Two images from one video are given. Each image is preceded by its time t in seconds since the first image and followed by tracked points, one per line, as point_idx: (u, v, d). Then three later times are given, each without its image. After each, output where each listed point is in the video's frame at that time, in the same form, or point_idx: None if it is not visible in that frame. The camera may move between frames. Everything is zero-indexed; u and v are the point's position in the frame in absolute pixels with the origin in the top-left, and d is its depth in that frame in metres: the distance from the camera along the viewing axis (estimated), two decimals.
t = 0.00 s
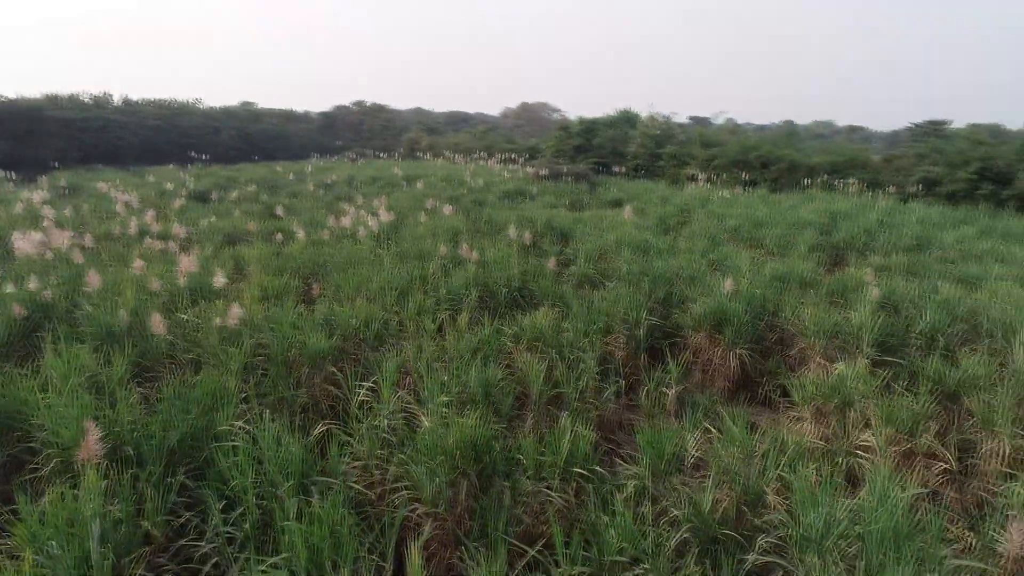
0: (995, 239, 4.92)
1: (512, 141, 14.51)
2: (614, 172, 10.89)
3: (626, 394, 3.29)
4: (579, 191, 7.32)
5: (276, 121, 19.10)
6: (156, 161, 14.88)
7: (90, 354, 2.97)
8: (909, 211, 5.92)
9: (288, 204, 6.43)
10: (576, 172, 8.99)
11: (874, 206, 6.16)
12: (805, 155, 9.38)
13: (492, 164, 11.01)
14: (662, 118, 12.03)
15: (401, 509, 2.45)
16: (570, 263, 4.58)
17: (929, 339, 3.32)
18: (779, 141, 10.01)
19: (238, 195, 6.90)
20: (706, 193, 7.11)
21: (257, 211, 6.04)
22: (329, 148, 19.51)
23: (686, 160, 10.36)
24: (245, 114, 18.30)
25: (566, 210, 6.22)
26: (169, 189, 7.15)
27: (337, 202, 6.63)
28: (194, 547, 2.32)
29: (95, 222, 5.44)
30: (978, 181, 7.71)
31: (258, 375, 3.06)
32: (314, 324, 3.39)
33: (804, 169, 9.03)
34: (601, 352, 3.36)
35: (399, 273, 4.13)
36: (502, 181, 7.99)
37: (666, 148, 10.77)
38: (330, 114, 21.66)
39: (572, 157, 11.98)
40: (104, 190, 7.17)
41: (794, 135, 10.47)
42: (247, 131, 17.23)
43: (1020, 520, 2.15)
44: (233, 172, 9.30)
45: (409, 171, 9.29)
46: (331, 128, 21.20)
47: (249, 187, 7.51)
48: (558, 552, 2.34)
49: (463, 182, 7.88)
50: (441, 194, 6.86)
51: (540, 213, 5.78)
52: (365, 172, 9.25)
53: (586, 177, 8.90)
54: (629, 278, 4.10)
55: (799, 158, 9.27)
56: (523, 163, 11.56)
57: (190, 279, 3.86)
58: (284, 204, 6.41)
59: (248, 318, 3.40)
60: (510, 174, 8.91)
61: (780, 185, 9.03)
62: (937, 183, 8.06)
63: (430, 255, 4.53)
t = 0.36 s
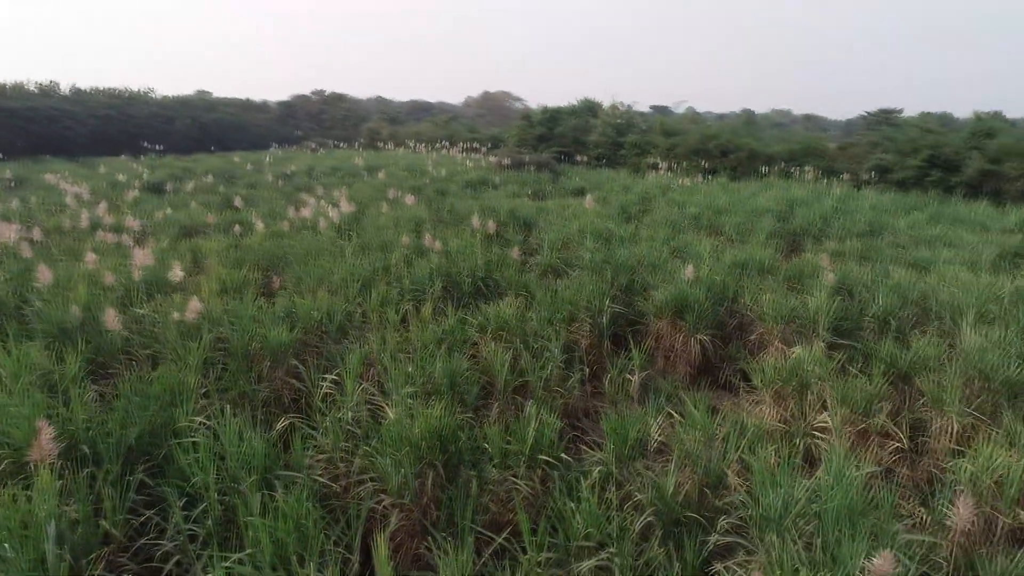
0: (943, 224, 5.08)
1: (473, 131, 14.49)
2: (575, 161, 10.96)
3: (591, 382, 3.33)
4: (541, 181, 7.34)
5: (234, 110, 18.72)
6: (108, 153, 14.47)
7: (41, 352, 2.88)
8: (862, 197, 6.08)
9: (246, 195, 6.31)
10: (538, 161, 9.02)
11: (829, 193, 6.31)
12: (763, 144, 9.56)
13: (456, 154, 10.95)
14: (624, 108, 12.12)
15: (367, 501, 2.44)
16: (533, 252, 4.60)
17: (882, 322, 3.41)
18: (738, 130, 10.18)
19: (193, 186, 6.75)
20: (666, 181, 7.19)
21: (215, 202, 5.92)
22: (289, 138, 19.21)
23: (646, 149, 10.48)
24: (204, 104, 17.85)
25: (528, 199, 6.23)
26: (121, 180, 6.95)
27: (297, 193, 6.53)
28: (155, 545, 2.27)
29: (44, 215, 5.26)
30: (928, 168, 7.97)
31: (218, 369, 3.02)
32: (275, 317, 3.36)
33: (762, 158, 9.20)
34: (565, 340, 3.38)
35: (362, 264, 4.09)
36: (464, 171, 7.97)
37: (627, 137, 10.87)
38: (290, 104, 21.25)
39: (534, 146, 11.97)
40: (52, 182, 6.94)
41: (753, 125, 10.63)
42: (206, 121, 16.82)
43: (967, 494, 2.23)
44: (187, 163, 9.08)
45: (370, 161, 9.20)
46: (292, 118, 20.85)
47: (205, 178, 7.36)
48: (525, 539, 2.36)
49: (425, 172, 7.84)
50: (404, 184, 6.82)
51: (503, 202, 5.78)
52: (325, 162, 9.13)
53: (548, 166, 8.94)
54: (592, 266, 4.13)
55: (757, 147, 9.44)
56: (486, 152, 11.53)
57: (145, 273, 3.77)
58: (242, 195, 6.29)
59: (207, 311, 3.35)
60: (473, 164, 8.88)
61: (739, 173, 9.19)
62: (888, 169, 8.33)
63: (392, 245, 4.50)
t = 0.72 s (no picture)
0: (897, 201, 5.21)
1: (435, 112, 14.36)
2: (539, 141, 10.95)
3: (557, 362, 3.35)
4: (505, 161, 7.32)
5: (190, 91, 18.22)
6: (58, 136, 14.02)
7: None
8: (819, 176, 6.21)
9: (203, 178, 6.17)
10: (502, 142, 9.00)
11: (788, 172, 6.42)
12: (724, 123, 9.66)
13: (420, 135, 10.82)
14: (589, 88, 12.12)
15: (334, 485, 2.44)
16: (497, 233, 4.60)
17: (839, 298, 3.50)
18: (700, 109, 10.26)
19: (148, 170, 6.58)
20: (629, 161, 7.23)
21: (171, 185, 5.78)
22: (250, 119, 18.79)
23: (609, 129, 10.52)
24: (161, 85, 17.33)
25: (492, 180, 6.21)
26: (72, 164, 6.73)
27: (257, 176, 6.41)
28: (118, 535, 2.25)
29: None
30: (883, 147, 8.16)
31: (179, 356, 2.99)
32: (236, 303, 3.32)
33: (723, 138, 9.31)
34: (531, 321, 3.40)
35: (324, 247, 4.06)
36: (427, 152, 7.90)
37: (590, 117, 10.89)
38: (250, 84, 20.78)
39: (496, 126, 11.87)
40: None
41: (715, 104, 10.70)
42: (161, 102, 16.33)
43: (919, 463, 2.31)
44: (140, 145, 8.83)
45: (331, 142, 9.06)
46: (253, 99, 20.39)
47: (160, 161, 7.17)
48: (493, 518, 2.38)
49: (387, 153, 7.76)
50: (366, 165, 6.74)
51: (466, 183, 5.76)
52: (285, 144, 8.96)
53: (511, 147, 8.92)
54: (557, 247, 4.14)
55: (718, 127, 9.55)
56: (449, 133, 11.45)
57: (101, 260, 3.68)
58: (199, 178, 6.15)
59: (166, 298, 3.29)
60: (437, 145, 8.80)
61: (701, 153, 9.29)
62: (845, 148, 8.45)
63: (355, 228, 4.46)
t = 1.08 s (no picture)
0: (852, 177, 5.32)
1: (397, 90, 14.16)
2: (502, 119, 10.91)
3: (522, 340, 3.38)
4: (467, 139, 7.28)
5: (143, 69, 17.64)
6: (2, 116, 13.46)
7: None
8: (777, 152, 6.31)
9: (157, 159, 6.01)
10: (464, 120, 8.94)
11: (748, 148, 6.51)
12: (684, 100, 9.74)
13: (382, 113, 10.67)
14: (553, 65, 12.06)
15: (300, 468, 2.43)
16: (461, 212, 4.58)
17: (797, 272, 3.57)
18: (662, 86, 10.31)
19: (98, 150, 6.37)
20: (592, 138, 7.25)
21: (124, 166, 5.61)
22: (208, 98, 18.30)
23: (572, 107, 10.52)
24: (112, 63, 16.74)
25: (454, 158, 6.16)
26: (16, 145, 6.48)
27: (213, 156, 6.27)
28: (79, 525, 2.21)
29: None
30: (839, 123, 8.32)
31: (138, 343, 2.93)
32: (195, 286, 3.27)
33: (684, 114, 9.39)
34: (496, 300, 3.42)
35: (285, 228, 4.00)
36: (388, 130, 7.80)
37: (553, 94, 10.87)
38: (206, 62, 20.19)
39: (459, 104, 11.72)
40: None
41: (675, 81, 10.73)
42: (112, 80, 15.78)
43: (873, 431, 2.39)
44: (88, 125, 8.53)
45: (290, 121, 8.88)
46: (209, 76, 19.84)
47: (110, 141, 6.95)
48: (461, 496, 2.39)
49: (348, 132, 7.65)
50: (326, 144, 6.63)
51: (428, 162, 5.71)
52: (242, 123, 8.75)
53: (474, 125, 8.86)
54: (520, 225, 4.14)
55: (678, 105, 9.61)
56: (411, 111, 11.32)
57: (51, 244, 3.57)
58: (153, 159, 5.99)
59: (122, 283, 3.22)
60: (399, 123, 8.67)
61: (662, 130, 9.36)
62: (803, 125, 8.59)
63: (316, 209, 4.40)
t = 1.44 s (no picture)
0: (812, 153, 5.40)
1: (358, 68, 13.92)
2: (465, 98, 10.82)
3: (490, 320, 3.38)
4: (430, 118, 7.20)
5: (94, 47, 17.01)
6: None
7: None
8: (739, 129, 6.37)
9: (110, 141, 5.83)
10: (427, 99, 8.85)
11: (711, 126, 6.57)
12: (647, 78, 9.78)
13: (344, 92, 10.49)
14: (517, 42, 11.96)
15: (268, 454, 2.40)
16: (426, 193, 4.55)
17: (759, 249, 3.63)
18: (625, 64, 10.32)
19: (47, 132, 6.15)
20: (556, 116, 7.23)
21: (75, 149, 5.43)
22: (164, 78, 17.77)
23: (536, 85, 10.49)
24: (60, 41, 16.11)
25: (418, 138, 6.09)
26: None
27: (170, 137, 6.10)
28: (41, 518, 2.16)
29: None
30: (799, 100, 8.43)
31: (96, 331, 2.86)
32: (154, 272, 3.20)
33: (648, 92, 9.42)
34: (463, 281, 3.41)
35: (245, 211, 3.94)
36: (350, 109, 7.68)
37: (516, 72, 10.81)
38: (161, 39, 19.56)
39: (422, 82, 11.53)
40: None
41: (639, 59, 10.74)
42: (61, 59, 15.20)
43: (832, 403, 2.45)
44: (35, 105, 8.22)
45: (249, 100, 8.68)
46: (165, 55, 19.24)
47: (60, 122, 6.71)
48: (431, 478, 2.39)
49: (308, 112, 7.51)
50: (286, 125, 6.50)
51: (391, 142, 5.64)
52: (198, 102, 8.52)
53: (438, 104, 8.78)
54: (486, 205, 4.12)
55: (642, 83, 9.61)
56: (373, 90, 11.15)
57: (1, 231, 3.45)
58: (106, 141, 5.81)
59: (77, 270, 3.14)
60: (361, 102, 8.54)
61: (626, 108, 9.39)
62: (764, 102, 8.69)
63: (278, 191, 4.33)
